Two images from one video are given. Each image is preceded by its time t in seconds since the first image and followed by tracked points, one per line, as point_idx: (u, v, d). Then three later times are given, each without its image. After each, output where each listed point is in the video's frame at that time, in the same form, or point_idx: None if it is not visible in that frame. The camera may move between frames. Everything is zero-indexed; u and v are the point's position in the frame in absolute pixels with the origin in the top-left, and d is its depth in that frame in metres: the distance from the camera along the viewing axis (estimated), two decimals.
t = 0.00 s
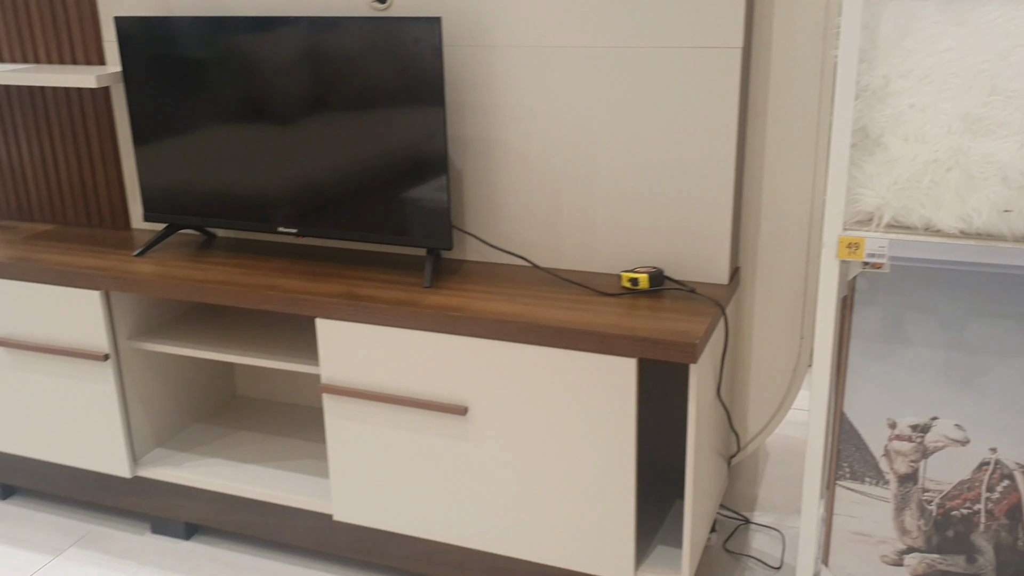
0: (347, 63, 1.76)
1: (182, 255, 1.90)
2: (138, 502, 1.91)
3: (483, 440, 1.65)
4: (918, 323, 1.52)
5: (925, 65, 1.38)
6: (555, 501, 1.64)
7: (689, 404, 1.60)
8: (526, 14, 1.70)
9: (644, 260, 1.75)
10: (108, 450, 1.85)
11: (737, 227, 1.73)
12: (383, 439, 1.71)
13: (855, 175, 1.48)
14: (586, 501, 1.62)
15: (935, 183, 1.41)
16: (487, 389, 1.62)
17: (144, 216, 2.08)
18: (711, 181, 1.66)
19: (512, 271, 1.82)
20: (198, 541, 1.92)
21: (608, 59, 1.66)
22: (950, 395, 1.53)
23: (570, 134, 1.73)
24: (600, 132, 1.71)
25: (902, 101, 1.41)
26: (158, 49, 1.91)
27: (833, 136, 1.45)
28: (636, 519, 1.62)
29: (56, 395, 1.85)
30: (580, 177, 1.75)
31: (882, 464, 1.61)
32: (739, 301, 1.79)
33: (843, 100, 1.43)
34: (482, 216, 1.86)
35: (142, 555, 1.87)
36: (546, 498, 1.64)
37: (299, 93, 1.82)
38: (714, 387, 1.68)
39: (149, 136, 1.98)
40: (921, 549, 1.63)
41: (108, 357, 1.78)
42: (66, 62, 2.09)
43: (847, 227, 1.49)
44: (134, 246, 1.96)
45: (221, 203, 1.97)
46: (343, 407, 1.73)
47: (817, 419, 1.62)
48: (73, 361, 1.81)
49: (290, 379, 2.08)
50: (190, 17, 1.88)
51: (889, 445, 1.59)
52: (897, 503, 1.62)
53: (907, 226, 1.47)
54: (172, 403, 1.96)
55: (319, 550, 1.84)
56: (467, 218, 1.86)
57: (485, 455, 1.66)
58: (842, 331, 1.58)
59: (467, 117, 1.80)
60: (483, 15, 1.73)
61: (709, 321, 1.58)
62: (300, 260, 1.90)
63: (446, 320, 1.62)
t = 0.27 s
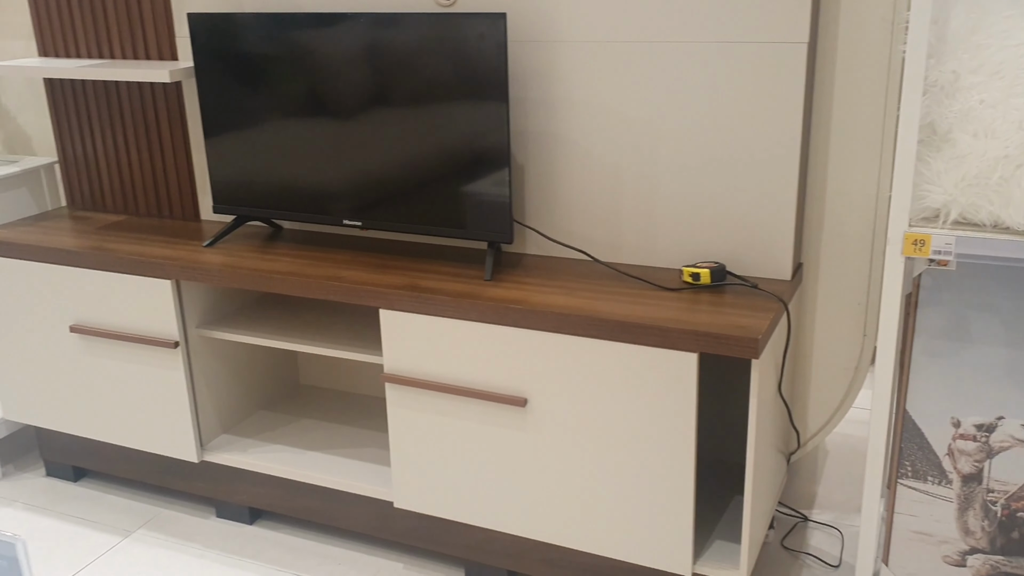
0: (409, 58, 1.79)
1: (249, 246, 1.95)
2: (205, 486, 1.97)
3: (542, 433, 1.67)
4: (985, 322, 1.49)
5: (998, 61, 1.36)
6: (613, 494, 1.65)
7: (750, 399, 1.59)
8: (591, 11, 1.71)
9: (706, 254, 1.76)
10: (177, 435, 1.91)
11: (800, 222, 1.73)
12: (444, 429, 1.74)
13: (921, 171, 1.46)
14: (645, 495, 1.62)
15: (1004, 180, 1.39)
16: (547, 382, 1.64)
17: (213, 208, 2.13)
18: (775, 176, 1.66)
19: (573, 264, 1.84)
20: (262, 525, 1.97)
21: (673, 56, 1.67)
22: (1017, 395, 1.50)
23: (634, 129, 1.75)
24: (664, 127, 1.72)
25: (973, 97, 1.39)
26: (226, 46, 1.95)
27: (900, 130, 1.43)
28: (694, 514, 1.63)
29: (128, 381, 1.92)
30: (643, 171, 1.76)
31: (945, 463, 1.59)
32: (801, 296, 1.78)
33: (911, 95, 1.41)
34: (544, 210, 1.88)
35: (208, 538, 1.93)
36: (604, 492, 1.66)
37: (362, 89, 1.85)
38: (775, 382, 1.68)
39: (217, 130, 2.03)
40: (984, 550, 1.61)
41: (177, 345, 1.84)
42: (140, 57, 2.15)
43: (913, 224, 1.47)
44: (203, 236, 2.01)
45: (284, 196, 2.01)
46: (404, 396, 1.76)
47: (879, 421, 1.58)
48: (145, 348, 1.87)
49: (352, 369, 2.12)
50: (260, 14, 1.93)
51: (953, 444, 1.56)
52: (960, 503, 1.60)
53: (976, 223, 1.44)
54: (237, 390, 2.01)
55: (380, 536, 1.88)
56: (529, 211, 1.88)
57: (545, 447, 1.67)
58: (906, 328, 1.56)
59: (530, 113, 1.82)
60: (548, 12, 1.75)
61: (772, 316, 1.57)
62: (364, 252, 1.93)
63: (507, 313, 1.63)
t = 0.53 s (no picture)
0: (448, 62, 1.81)
1: (291, 246, 1.99)
2: (246, 482, 2.00)
3: (579, 433, 1.68)
4: None
5: None
6: (650, 496, 1.66)
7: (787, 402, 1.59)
8: (630, 16, 1.73)
9: (743, 258, 1.77)
10: (219, 432, 1.94)
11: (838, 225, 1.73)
12: (482, 428, 1.76)
13: (960, 176, 1.45)
14: (682, 496, 1.63)
15: None
16: (584, 383, 1.65)
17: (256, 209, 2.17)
18: (812, 180, 1.67)
19: (611, 266, 1.85)
20: (301, 522, 2.00)
21: (712, 60, 1.69)
22: None
23: (670, 133, 1.76)
24: (701, 131, 1.73)
25: (1013, 102, 1.39)
26: (269, 51, 1.99)
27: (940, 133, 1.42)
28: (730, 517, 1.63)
29: (171, 378, 1.95)
30: (680, 176, 1.78)
31: (984, 468, 1.58)
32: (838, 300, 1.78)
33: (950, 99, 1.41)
34: (582, 213, 1.89)
35: (248, 534, 1.96)
36: (641, 493, 1.66)
37: (402, 92, 1.88)
38: (812, 385, 1.68)
39: (259, 133, 2.07)
40: None
41: (220, 343, 1.87)
42: (186, 62, 2.20)
43: (953, 228, 1.46)
44: (246, 237, 2.05)
45: (324, 198, 2.04)
46: (442, 396, 1.78)
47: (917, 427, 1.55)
48: (188, 346, 1.91)
49: (391, 369, 2.15)
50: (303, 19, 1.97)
51: (992, 450, 1.56)
52: (1000, 509, 1.59)
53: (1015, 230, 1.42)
54: (278, 389, 2.04)
55: (417, 533, 1.90)
56: (567, 214, 1.90)
57: (582, 448, 1.68)
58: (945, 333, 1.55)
59: (568, 116, 1.84)
60: (587, 17, 1.77)
61: (809, 319, 1.58)
62: (403, 253, 1.96)
63: (544, 314, 1.65)
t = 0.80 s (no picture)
0: (494, 79, 1.84)
1: (338, 259, 2.03)
2: (290, 491, 2.04)
3: (620, 448, 1.69)
4: None
5: None
6: (692, 512, 1.65)
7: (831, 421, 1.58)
8: (674, 36, 1.75)
9: (788, 275, 1.77)
10: (265, 441, 1.98)
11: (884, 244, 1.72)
12: (524, 442, 1.77)
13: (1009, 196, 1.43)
14: (724, 513, 1.62)
15: None
16: (626, 398, 1.66)
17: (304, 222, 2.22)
18: (857, 199, 1.67)
19: (654, 282, 1.86)
20: (344, 532, 2.02)
21: (757, 78, 1.69)
22: None
23: (714, 151, 1.77)
24: (745, 149, 1.74)
25: None
26: (319, 69, 2.04)
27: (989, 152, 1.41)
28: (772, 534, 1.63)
29: (220, 387, 2.00)
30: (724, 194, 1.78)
31: None
32: (885, 318, 1.77)
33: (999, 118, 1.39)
34: (625, 229, 1.91)
35: (292, 542, 1.99)
36: (683, 509, 1.66)
37: (448, 109, 1.91)
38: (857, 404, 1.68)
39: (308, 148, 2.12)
40: None
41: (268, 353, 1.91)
42: (238, 78, 2.25)
43: (1001, 248, 1.44)
44: (294, 250, 2.10)
45: (370, 212, 2.08)
46: (485, 409, 1.80)
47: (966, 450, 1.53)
48: (237, 356, 1.95)
49: (435, 382, 2.17)
50: (352, 37, 2.01)
51: None
52: None
53: None
54: (323, 399, 2.08)
55: (459, 546, 1.92)
56: (611, 230, 1.92)
57: (624, 464, 1.69)
58: (993, 355, 1.53)
59: (612, 133, 1.86)
60: (633, 35, 1.79)
61: (854, 337, 1.57)
62: (447, 267, 1.98)
63: (587, 328, 1.66)
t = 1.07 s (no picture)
0: (555, 93, 1.85)
1: (399, 269, 2.06)
2: (350, 496, 2.07)
3: (679, 462, 1.69)
4: None
5: None
6: (751, 527, 1.65)
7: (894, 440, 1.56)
8: (737, 51, 1.75)
9: (850, 292, 1.75)
10: (326, 446, 2.02)
11: (950, 261, 1.70)
12: (581, 454, 1.78)
13: None
14: (784, 530, 1.62)
15: None
16: (685, 412, 1.66)
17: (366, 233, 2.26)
18: (923, 216, 1.65)
19: (714, 297, 1.86)
20: (402, 537, 2.05)
21: (821, 94, 1.69)
22: None
23: (776, 166, 1.76)
24: (808, 164, 1.73)
25: None
26: (381, 82, 2.07)
27: None
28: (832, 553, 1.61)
29: (283, 393, 2.04)
30: (785, 209, 1.78)
31: None
32: (951, 336, 1.75)
33: None
34: (685, 242, 1.91)
35: (351, 547, 2.02)
36: (742, 524, 1.66)
37: (509, 122, 1.93)
38: (921, 423, 1.65)
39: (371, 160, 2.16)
40: None
41: (330, 361, 1.95)
42: (304, 91, 2.31)
43: None
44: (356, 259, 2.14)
45: (430, 223, 2.11)
46: (543, 420, 1.81)
47: None
48: (300, 363, 2.00)
49: (492, 392, 2.19)
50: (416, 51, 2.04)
51: None
52: None
53: None
54: (383, 407, 2.11)
55: (515, 555, 1.94)
56: (671, 244, 1.92)
57: (682, 478, 1.69)
58: None
59: (673, 147, 1.87)
60: (695, 50, 1.79)
61: (919, 356, 1.55)
62: (506, 278, 2.01)
63: (646, 342, 1.67)
